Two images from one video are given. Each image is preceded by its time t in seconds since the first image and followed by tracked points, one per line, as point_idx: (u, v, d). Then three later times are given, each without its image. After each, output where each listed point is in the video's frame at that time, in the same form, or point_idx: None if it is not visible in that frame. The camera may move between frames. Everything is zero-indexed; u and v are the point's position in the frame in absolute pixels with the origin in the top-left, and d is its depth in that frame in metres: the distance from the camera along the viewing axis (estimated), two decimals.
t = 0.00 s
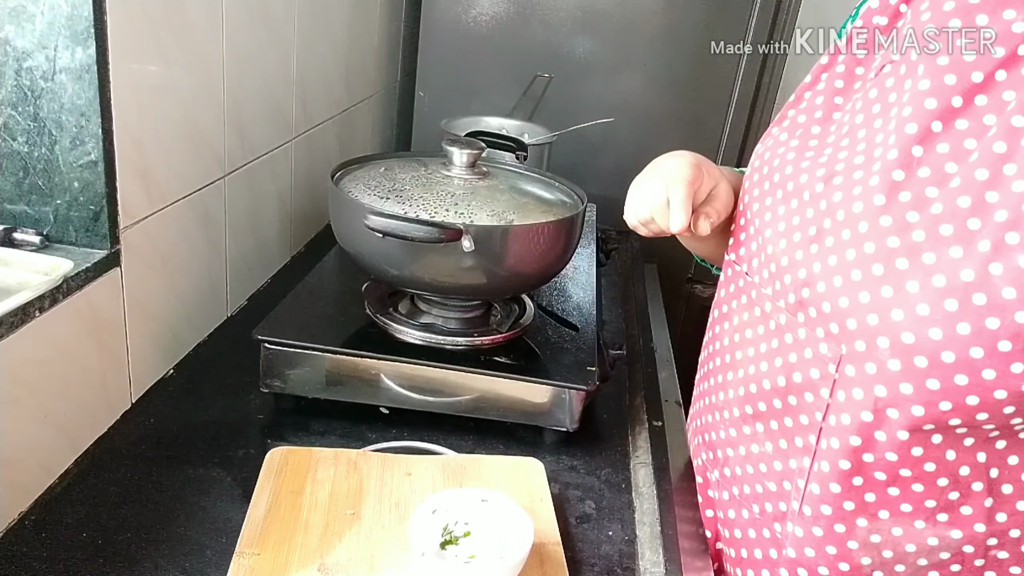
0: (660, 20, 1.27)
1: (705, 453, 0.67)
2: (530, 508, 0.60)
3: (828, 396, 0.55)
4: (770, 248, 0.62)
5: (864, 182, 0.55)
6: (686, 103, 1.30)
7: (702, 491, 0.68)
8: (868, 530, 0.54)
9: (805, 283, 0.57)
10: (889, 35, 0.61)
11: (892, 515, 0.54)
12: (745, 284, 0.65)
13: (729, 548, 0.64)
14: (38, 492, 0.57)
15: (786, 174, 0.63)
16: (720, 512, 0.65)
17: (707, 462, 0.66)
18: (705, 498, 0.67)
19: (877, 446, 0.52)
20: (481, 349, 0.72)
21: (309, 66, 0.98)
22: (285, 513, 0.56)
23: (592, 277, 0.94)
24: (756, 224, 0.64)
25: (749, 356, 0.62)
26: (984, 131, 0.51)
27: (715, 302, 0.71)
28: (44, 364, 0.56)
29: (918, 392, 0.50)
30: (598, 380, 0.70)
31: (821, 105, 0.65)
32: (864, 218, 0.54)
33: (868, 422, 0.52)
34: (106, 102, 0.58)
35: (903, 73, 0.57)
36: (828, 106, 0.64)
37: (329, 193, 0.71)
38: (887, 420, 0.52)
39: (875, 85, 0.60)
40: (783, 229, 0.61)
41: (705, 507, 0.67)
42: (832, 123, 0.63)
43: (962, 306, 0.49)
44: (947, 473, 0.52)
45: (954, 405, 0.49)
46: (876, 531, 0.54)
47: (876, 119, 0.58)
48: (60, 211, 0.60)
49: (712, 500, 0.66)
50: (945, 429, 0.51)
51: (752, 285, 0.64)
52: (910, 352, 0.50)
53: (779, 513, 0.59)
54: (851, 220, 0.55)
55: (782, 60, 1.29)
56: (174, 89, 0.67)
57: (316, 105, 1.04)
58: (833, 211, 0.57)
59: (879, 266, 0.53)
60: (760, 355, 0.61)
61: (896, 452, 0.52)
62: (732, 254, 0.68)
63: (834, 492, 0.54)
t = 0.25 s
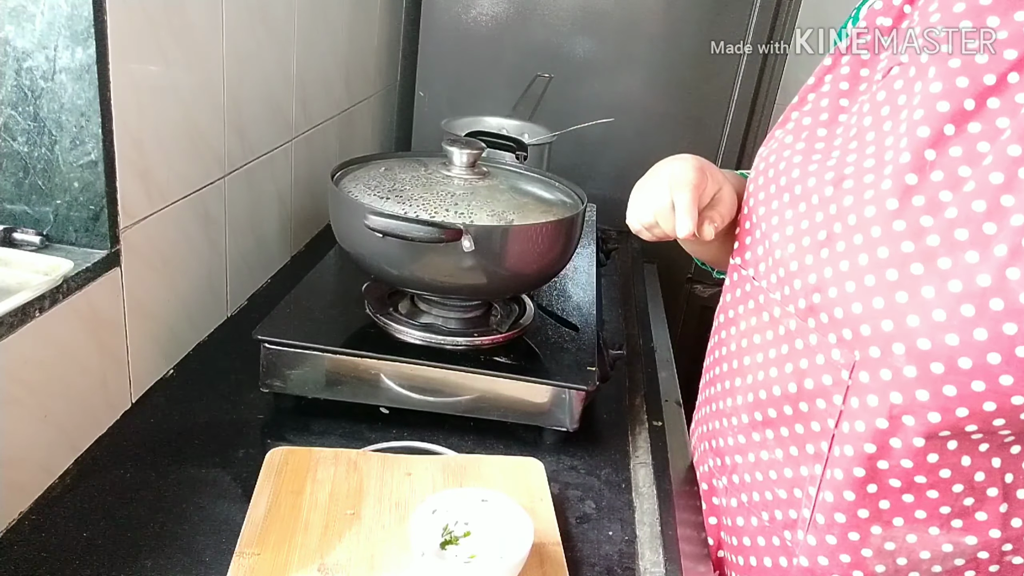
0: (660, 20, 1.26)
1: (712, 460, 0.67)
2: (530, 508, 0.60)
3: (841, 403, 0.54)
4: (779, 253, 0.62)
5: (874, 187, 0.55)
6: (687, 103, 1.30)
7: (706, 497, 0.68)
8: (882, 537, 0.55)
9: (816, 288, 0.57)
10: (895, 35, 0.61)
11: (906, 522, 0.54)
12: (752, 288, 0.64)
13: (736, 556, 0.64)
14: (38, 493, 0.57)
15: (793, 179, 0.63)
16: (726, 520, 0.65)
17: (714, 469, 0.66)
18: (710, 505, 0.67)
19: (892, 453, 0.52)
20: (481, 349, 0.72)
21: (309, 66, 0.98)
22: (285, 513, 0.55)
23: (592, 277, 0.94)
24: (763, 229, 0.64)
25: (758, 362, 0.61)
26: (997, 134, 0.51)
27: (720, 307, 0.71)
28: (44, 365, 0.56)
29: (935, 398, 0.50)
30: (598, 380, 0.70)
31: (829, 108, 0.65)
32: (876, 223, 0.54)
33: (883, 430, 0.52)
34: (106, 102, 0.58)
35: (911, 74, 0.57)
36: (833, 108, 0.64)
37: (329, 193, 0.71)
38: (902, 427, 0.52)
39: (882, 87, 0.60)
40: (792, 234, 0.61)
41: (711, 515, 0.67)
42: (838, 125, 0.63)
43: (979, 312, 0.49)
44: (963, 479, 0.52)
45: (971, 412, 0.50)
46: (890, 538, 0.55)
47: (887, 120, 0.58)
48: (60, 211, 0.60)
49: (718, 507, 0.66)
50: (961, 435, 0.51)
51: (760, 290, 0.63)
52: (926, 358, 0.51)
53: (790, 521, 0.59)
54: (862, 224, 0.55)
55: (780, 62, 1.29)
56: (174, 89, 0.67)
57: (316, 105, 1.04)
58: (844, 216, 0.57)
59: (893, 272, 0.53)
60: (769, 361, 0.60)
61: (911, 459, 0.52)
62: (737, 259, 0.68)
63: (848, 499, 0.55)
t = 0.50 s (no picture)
0: (660, 20, 1.26)
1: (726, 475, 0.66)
2: (529, 508, 0.60)
3: (864, 417, 0.54)
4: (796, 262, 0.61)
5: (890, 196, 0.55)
6: (687, 103, 1.30)
7: (714, 512, 0.66)
8: (907, 551, 0.54)
9: (835, 299, 0.57)
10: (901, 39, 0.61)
11: (932, 534, 0.53)
12: (765, 299, 0.64)
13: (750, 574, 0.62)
14: (38, 492, 0.57)
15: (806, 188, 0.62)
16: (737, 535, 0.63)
17: (727, 483, 0.65)
18: (718, 520, 0.65)
19: (919, 467, 0.52)
20: (481, 349, 0.72)
21: (309, 66, 0.98)
22: (285, 513, 0.55)
23: (592, 277, 0.94)
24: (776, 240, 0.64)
25: (775, 375, 0.61)
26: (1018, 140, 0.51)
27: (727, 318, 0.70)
28: (44, 365, 0.55)
29: (963, 412, 0.50)
30: (598, 380, 0.70)
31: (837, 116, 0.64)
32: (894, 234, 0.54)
33: (910, 444, 0.52)
34: (106, 102, 0.58)
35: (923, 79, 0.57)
36: (841, 114, 0.64)
37: (329, 194, 0.71)
38: (930, 440, 0.51)
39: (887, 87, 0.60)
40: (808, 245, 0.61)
41: (717, 530, 0.66)
42: (847, 130, 0.63)
43: (1008, 322, 0.48)
44: (990, 490, 0.51)
45: (1000, 424, 0.49)
46: (916, 551, 0.54)
47: (900, 126, 0.57)
48: (60, 211, 0.60)
49: (728, 522, 0.64)
50: (988, 448, 0.50)
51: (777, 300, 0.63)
52: (954, 371, 0.50)
53: (811, 537, 0.57)
54: (883, 234, 0.55)
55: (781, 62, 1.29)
56: (174, 89, 0.67)
57: (316, 105, 1.04)
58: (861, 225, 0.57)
59: (917, 284, 0.53)
60: (786, 373, 0.60)
61: (938, 472, 0.51)
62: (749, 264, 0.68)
63: (873, 514, 0.54)
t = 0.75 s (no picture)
0: (660, 20, 1.26)
1: (785, 537, 0.53)
2: (529, 508, 0.60)
3: (937, 467, 0.45)
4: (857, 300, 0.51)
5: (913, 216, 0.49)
6: (687, 103, 1.30)
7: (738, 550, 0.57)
8: None
9: (897, 336, 0.48)
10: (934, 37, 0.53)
11: None
12: (779, 335, 0.56)
13: None
14: (38, 493, 0.57)
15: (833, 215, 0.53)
16: None
17: (756, 522, 0.55)
18: (742, 558, 0.56)
19: (997, 518, 0.43)
20: (481, 349, 0.72)
21: (309, 66, 0.98)
22: (285, 513, 0.56)
23: (592, 276, 0.94)
24: (805, 269, 0.54)
25: (804, 414, 0.52)
26: None
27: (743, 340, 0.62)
28: (44, 365, 0.55)
29: None
30: (598, 380, 0.70)
31: (860, 135, 0.55)
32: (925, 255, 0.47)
33: (990, 496, 0.42)
34: (106, 102, 0.58)
35: (985, 87, 0.48)
36: (877, 123, 0.54)
37: (329, 194, 0.71)
38: (1015, 493, 0.42)
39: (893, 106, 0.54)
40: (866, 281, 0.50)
41: (739, 568, 0.57)
42: (887, 142, 0.53)
43: None
44: None
45: None
46: None
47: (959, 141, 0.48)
48: (60, 211, 0.60)
49: (755, 561, 0.55)
50: None
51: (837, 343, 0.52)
52: None
53: None
54: (944, 247, 0.46)
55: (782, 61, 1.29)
56: (174, 89, 0.67)
57: (316, 105, 1.04)
58: (917, 251, 0.48)
59: (962, 305, 0.45)
60: (836, 412, 0.50)
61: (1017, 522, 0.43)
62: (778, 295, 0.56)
63: (944, 567, 0.45)
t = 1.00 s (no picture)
0: (660, 20, 1.26)
1: None
2: (529, 509, 0.60)
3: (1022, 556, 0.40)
4: (906, 358, 0.44)
5: (975, 277, 0.42)
6: (687, 103, 1.31)
7: None
8: None
9: (981, 412, 0.41)
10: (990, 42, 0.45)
11: None
12: (822, 387, 0.48)
13: None
14: (38, 492, 0.57)
15: (892, 251, 0.46)
16: None
17: None
18: None
19: None
20: (481, 349, 0.72)
21: (309, 67, 0.98)
22: (285, 513, 0.56)
23: (592, 277, 0.94)
24: (858, 315, 0.47)
25: (866, 483, 0.44)
26: None
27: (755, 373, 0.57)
28: (44, 365, 0.55)
29: None
30: (598, 379, 0.70)
31: (889, 152, 0.47)
32: (984, 327, 0.42)
33: None
34: (106, 102, 0.58)
35: None
36: (941, 151, 0.45)
37: (328, 194, 0.71)
38: None
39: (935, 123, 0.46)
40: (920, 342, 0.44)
41: None
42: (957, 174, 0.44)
43: None
44: None
45: None
46: None
47: None
48: (60, 211, 0.60)
49: None
50: None
51: (878, 405, 0.45)
52: None
53: None
54: None
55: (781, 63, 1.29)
56: (174, 89, 0.67)
57: (316, 105, 1.04)
58: (982, 307, 0.42)
59: None
60: (902, 485, 0.43)
61: None
62: (828, 341, 0.48)
63: None
